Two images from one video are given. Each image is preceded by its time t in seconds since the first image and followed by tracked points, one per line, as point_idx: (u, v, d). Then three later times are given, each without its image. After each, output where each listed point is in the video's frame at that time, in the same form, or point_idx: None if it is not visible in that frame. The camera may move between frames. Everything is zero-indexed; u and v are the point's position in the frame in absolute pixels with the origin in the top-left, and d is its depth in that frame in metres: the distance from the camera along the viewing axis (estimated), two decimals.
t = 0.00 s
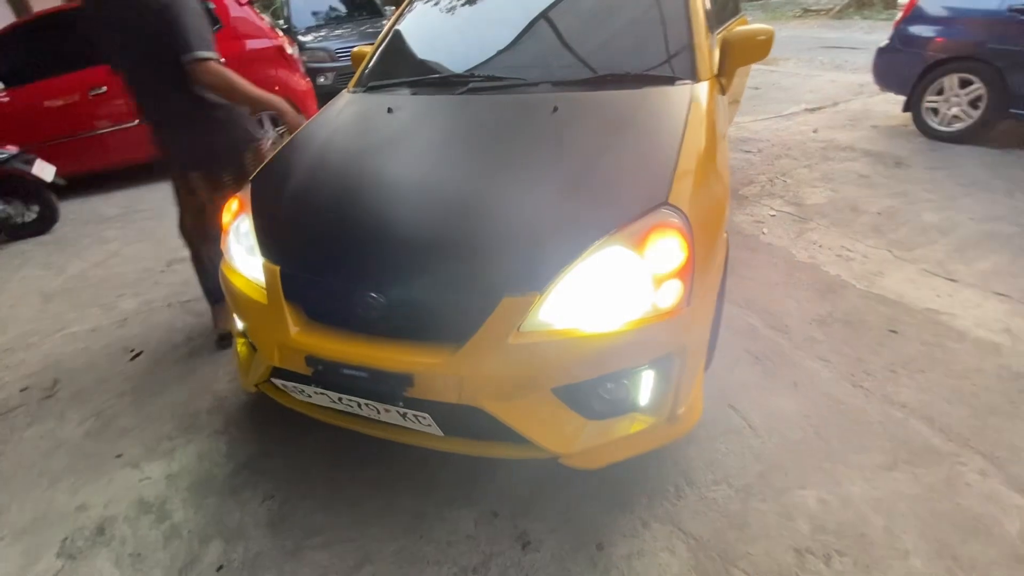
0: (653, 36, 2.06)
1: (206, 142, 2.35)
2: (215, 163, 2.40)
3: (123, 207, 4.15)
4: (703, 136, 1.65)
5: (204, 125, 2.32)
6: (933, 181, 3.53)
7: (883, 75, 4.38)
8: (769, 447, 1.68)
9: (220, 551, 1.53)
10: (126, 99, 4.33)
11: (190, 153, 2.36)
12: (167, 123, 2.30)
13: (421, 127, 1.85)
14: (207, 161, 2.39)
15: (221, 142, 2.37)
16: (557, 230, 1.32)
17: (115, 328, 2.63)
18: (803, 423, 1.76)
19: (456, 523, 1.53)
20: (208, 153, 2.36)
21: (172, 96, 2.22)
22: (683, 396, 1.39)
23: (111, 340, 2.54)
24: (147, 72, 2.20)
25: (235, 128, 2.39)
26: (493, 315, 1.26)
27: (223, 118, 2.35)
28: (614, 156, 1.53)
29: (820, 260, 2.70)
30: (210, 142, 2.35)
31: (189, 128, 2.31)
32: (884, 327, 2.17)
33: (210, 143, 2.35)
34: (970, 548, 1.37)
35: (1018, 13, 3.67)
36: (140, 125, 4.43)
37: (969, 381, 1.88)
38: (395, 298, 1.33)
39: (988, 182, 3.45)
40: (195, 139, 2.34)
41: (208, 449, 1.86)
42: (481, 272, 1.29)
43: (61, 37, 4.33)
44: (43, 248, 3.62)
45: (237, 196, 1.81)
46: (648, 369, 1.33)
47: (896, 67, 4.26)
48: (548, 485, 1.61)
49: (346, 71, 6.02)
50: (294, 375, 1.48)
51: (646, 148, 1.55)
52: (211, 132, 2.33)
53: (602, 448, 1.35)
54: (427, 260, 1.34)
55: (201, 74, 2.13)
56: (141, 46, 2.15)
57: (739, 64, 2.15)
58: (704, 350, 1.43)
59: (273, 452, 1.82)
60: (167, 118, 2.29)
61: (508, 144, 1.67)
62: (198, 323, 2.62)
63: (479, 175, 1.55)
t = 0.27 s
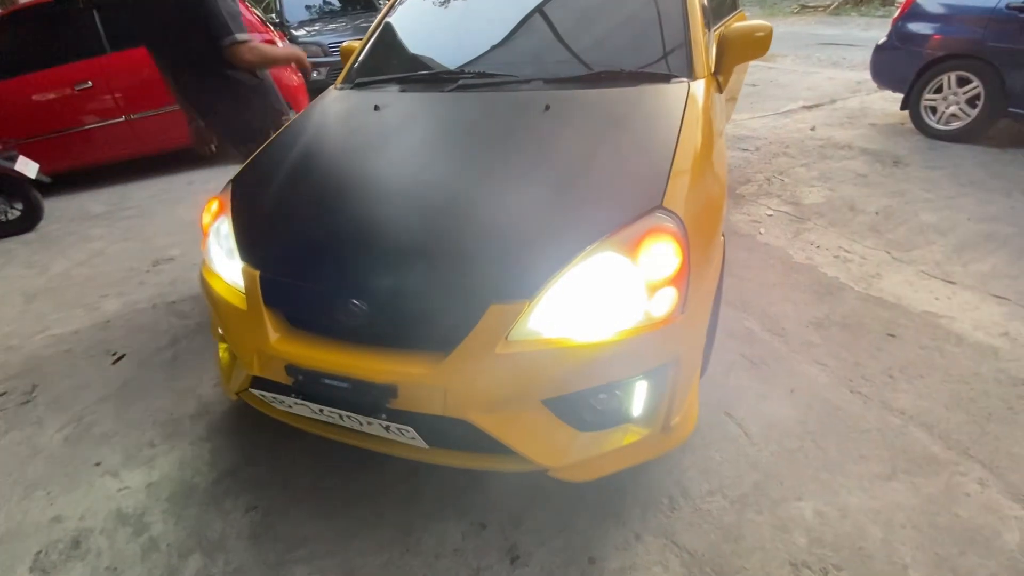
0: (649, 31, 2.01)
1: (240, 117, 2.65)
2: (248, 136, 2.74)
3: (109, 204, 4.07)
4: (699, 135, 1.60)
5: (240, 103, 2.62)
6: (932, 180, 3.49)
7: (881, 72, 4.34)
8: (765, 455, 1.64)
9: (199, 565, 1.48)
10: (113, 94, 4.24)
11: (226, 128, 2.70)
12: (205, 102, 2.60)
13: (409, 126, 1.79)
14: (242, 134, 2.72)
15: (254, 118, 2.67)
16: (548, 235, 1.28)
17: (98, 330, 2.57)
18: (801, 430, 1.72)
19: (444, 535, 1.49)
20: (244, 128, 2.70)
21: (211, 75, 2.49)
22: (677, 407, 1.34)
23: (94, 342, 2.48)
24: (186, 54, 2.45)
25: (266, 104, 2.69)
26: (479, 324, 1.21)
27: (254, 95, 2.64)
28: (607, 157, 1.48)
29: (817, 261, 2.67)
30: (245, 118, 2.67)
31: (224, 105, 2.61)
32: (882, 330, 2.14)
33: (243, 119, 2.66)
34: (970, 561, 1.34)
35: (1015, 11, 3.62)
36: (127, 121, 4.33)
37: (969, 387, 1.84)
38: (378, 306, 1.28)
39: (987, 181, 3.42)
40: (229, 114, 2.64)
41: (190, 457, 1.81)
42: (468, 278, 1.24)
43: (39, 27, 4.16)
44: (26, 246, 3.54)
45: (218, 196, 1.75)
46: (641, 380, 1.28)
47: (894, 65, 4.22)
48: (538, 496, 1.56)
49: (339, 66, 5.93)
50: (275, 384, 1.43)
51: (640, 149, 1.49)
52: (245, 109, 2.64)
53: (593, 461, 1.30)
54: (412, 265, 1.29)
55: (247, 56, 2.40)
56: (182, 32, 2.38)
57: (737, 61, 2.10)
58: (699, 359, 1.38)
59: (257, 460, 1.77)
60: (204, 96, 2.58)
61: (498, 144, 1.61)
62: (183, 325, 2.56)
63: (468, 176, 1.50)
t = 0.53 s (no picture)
0: (643, 31, 1.99)
1: (265, 104, 2.81)
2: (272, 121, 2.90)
3: (95, 202, 4.00)
4: (692, 137, 1.59)
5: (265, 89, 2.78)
6: (922, 182, 3.51)
7: (872, 73, 4.36)
8: (757, 459, 1.64)
9: (185, 572, 1.45)
10: (98, 89, 4.16)
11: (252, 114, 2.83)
12: (234, 88, 2.79)
13: (400, 126, 1.77)
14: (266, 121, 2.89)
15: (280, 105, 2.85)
16: (540, 238, 1.26)
17: (82, 331, 2.52)
18: (792, 433, 1.72)
19: (434, 542, 1.47)
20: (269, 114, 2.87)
21: (241, 64, 2.67)
22: (669, 412, 1.33)
23: (78, 344, 2.43)
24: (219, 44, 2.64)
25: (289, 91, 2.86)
26: (470, 329, 1.19)
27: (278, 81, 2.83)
28: (600, 159, 1.46)
29: (809, 262, 2.67)
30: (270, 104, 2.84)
31: (251, 92, 2.78)
32: (873, 332, 2.14)
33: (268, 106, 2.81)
34: (960, 565, 1.34)
35: (1006, 14, 3.65)
36: (113, 117, 4.26)
37: (958, 389, 1.85)
38: (367, 311, 1.26)
39: (976, 183, 3.44)
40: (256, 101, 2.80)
41: (176, 462, 1.78)
42: (459, 281, 1.22)
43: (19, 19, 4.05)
44: (10, 245, 3.47)
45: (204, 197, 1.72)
46: (633, 385, 1.27)
47: (886, 66, 4.24)
48: (530, 501, 1.55)
49: (330, 62, 5.87)
50: (262, 390, 1.40)
51: (633, 151, 1.48)
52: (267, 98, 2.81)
53: (585, 467, 1.29)
54: (402, 268, 1.27)
55: (271, 31, 2.53)
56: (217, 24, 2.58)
57: (731, 62, 2.09)
58: (691, 364, 1.37)
59: (244, 465, 1.74)
60: (233, 83, 2.76)
61: (489, 145, 1.59)
62: (170, 326, 2.52)
63: (459, 177, 1.48)
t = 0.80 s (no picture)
0: (638, 31, 2.00)
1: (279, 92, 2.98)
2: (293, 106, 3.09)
3: (81, 198, 3.93)
4: (688, 139, 1.60)
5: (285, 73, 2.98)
6: (909, 183, 3.57)
7: (860, 75, 4.41)
8: (750, 456, 1.67)
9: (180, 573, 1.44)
10: (84, 83, 4.09)
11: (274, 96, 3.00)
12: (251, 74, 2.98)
13: (396, 125, 1.76)
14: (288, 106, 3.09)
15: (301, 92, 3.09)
16: (540, 239, 1.27)
17: (70, 329, 2.48)
18: (784, 431, 1.75)
19: (432, 541, 1.48)
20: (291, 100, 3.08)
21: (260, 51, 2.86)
22: (665, 412, 1.35)
23: (67, 343, 2.40)
24: (251, 30, 2.83)
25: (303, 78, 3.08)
26: (470, 329, 1.20)
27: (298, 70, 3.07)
28: (598, 160, 1.47)
29: (799, 262, 2.71)
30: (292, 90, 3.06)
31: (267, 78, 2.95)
32: (862, 332, 2.19)
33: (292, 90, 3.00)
34: (946, 559, 1.38)
35: (992, 17, 3.74)
36: (99, 111, 4.19)
37: (944, 387, 1.89)
38: (366, 311, 1.26)
39: (961, 184, 3.51)
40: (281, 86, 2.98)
41: (169, 462, 1.76)
42: (460, 281, 1.23)
43: (3, 11, 3.98)
44: None
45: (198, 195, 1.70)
46: (631, 384, 1.29)
47: (873, 68, 4.30)
48: (527, 499, 1.56)
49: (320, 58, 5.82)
50: (259, 390, 1.39)
51: (630, 153, 1.49)
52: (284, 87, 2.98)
53: (583, 465, 1.30)
54: (402, 267, 1.27)
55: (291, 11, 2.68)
56: (253, 13, 2.78)
57: (724, 63, 2.11)
58: (687, 363, 1.39)
59: (240, 465, 1.73)
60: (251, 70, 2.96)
61: (486, 144, 1.60)
62: (161, 324, 2.49)
63: (458, 177, 1.48)
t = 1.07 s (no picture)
0: (637, 32, 2.01)
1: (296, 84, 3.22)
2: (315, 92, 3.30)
3: (72, 193, 3.87)
4: (690, 140, 1.62)
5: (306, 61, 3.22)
6: (900, 185, 3.63)
7: (852, 77, 4.46)
8: (749, 453, 1.69)
9: (182, 571, 1.43)
10: (75, 76, 4.03)
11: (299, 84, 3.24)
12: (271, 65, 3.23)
13: (400, 123, 1.76)
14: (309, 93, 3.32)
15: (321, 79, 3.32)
16: (547, 238, 1.27)
17: (64, 326, 2.45)
18: (782, 428, 1.78)
19: (436, 538, 1.48)
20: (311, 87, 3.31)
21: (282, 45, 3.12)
22: (669, 409, 1.36)
23: (61, 339, 2.36)
24: (278, 25, 3.09)
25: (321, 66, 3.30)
26: (478, 327, 1.20)
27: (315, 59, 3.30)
28: (603, 160, 1.48)
29: (795, 262, 2.75)
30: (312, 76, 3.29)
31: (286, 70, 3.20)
32: (856, 331, 2.22)
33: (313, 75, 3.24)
34: (942, 554, 1.41)
35: (984, 22, 3.80)
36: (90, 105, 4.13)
37: (937, 386, 1.93)
38: (374, 309, 1.26)
39: (951, 187, 3.58)
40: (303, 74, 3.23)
41: (168, 460, 1.75)
42: (468, 280, 1.23)
43: None
44: None
45: (199, 191, 1.69)
46: (636, 382, 1.30)
47: (865, 72, 4.35)
48: (530, 496, 1.57)
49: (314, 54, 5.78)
50: (264, 387, 1.39)
51: (634, 153, 1.50)
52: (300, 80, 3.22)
53: (589, 462, 1.31)
54: (409, 265, 1.27)
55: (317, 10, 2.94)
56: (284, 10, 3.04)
57: (723, 65, 2.13)
58: (691, 361, 1.41)
59: (240, 462, 1.73)
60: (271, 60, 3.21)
61: (491, 144, 1.60)
62: (156, 321, 2.47)
63: (464, 176, 1.48)
